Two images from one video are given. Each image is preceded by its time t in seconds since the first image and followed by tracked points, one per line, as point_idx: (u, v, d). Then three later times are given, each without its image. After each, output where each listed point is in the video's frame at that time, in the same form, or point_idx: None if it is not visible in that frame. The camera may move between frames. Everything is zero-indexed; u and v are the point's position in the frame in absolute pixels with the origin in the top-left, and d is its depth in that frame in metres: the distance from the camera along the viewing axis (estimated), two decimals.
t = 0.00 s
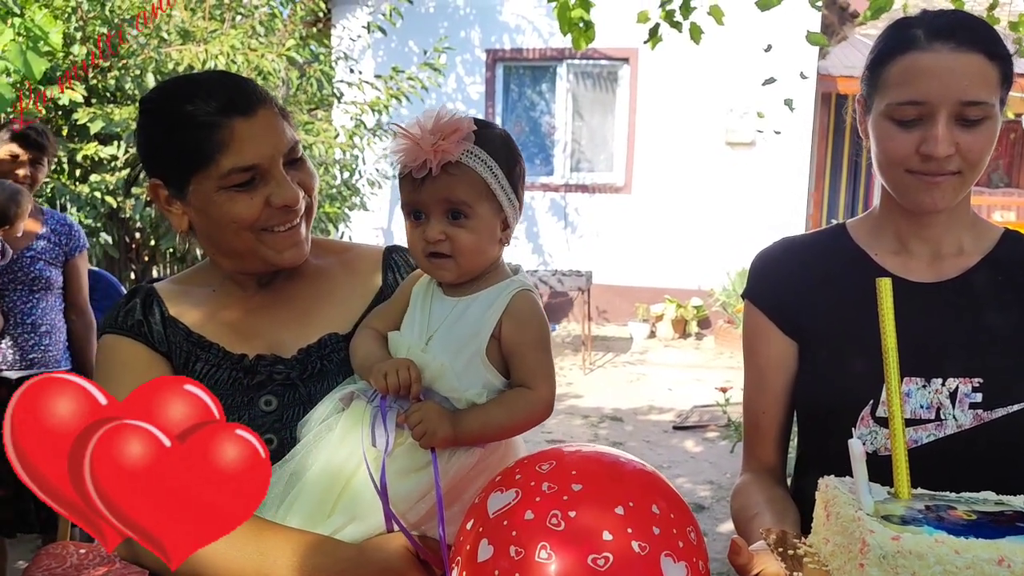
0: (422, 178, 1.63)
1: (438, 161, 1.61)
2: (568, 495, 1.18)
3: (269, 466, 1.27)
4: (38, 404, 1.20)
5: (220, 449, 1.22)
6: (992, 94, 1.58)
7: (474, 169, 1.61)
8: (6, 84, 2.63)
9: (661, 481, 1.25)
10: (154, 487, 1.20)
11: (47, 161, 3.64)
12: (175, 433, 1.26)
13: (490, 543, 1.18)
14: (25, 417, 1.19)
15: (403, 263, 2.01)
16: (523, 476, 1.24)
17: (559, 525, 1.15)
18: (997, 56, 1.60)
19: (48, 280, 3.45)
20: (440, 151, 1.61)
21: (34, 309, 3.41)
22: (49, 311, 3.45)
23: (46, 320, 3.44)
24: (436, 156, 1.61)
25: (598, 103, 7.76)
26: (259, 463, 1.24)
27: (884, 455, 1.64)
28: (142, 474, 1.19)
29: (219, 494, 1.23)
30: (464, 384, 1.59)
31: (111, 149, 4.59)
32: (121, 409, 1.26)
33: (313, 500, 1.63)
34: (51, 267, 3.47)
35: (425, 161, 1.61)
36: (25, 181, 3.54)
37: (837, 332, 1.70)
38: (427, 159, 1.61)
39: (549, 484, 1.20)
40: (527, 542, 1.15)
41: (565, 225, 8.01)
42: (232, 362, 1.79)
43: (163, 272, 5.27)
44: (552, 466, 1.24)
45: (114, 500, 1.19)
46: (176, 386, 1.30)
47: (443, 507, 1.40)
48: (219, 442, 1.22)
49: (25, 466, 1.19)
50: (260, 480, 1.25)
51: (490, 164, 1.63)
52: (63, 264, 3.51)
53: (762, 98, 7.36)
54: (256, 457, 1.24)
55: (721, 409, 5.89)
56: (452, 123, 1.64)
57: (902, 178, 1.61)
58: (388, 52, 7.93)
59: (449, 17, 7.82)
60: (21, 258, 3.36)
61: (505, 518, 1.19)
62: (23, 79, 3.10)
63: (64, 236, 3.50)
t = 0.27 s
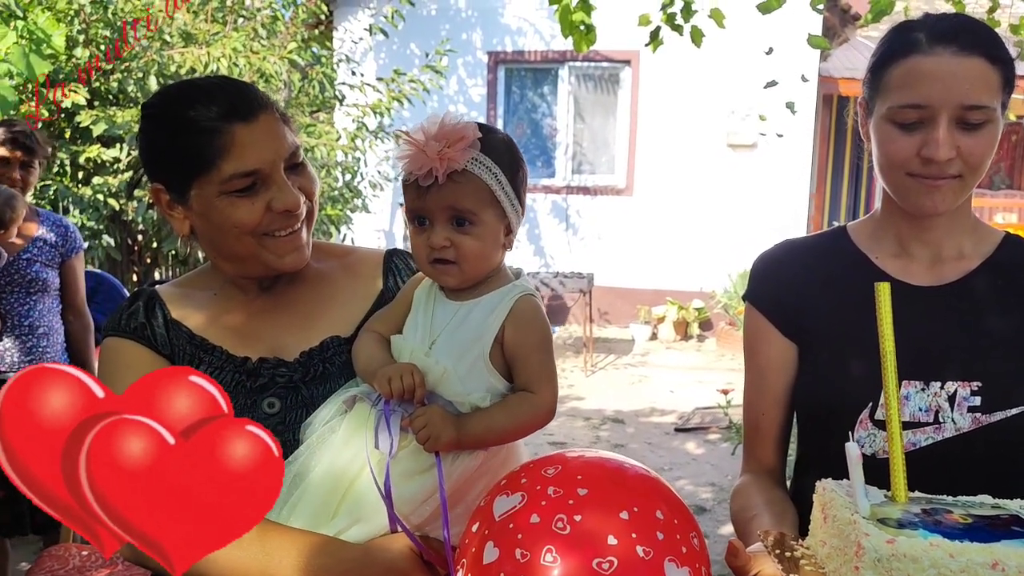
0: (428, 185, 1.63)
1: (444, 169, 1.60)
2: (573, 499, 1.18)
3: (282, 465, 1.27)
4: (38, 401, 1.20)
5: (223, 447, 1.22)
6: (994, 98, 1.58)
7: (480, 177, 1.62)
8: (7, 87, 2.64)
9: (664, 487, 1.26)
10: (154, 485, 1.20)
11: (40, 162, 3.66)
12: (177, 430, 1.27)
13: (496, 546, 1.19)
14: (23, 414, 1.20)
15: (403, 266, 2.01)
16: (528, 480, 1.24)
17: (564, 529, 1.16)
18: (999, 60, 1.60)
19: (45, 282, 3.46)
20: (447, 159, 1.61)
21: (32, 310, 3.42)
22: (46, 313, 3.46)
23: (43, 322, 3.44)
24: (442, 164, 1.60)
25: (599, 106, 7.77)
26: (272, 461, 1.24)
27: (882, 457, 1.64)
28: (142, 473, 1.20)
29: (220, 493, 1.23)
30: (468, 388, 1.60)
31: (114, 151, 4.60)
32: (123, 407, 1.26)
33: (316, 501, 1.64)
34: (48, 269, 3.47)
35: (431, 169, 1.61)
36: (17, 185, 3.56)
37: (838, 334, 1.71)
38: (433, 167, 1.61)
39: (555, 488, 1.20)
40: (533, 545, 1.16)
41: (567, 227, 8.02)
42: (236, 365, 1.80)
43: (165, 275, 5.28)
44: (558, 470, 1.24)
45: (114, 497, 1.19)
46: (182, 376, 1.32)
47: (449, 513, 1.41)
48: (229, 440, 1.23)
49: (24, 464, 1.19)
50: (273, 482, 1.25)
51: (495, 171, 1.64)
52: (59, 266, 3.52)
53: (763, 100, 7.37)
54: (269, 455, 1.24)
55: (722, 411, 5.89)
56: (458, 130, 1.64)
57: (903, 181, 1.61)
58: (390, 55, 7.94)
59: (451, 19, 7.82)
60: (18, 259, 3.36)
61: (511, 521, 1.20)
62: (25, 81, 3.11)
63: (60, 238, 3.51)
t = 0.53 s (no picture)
0: (432, 189, 1.63)
1: (447, 172, 1.61)
2: (578, 499, 1.19)
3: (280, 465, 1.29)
4: (39, 402, 1.21)
5: (222, 446, 1.23)
6: (993, 97, 1.58)
7: (482, 180, 1.63)
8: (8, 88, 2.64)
9: (666, 488, 1.26)
10: (154, 485, 1.21)
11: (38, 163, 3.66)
12: (176, 430, 1.27)
13: (500, 546, 1.19)
14: (24, 415, 1.20)
15: (404, 268, 2.01)
16: (533, 480, 1.24)
17: (569, 529, 1.16)
18: (999, 60, 1.61)
19: (44, 283, 3.46)
20: (450, 163, 1.61)
21: (30, 311, 3.42)
22: (45, 314, 3.47)
23: (42, 324, 3.45)
24: (445, 168, 1.61)
25: (600, 107, 7.77)
26: (269, 460, 1.25)
27: (879, 458, 1.65)
28: (142, 473, 1.20)
29: (220, 494, 1.23)
30: (470, 389, 1.61)
31: (115, 153, 4.61)
32: (123, 407, 1.27)
33: (320, 501, 1.63)
34: (47, 270, 3.48)
35: (434, 172, 1.61)
36: (15, 186, 3.56)
37: (836, 335, 1.71)
38: (436, 171, 1.61)
39: (559, 488, 1.21)
40: (537, 544, 1.16)
41: (567, 228, 8.02)
42: (238, 366, 1.80)
43: (166, 276, 5.29)
44: (562, 471, 1.24)
45: (114, 498, 1.20)
46: (180, 380, 1.33)
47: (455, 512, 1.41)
48: (228, 439, 1.23)
49: (24, 465, 1.20)
50: (269, 481, 1.25)
51: (496, 174, 1.65)
52: (58, 267, 3.53)
53: (764, 101, 7.38)
54: (265, 454, 1.25)
55: (723, 412, 5.89)
56: (460, 133, 1.64)
57: (902, 180, 1.61)
58: (391, 56, 7.95)
59: (452, 21, 7.82)
60: (17, 260, 3.37)
61: (516, 521, 1.20)
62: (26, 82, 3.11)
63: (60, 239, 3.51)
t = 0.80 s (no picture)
0: (430, 188, 1.63)
1: (445, 171, 1.61)
2: (579, 497, 1.18)
3: (269, 466, 1.29)
4: (39, 404, 1.20)
5: (216, 449, 1.23)
6: (991, 95, 1.58)
7: (479, 179, 1.63)
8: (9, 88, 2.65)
9: (666, 485, 1.26)
10: (154, 487, 1.20)
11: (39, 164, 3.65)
12: (174, 433, 1.27)
13: (503, 544, 1.18)
14: (27, 418, 1.20)
15: (404, 269, 2.01)
16: (533, 479, 1.24)
17: (571, 526, 1.16)
18: (997, 58, 1.60)
19: (44, 284, 3.46)
20: (447, 161, 1.61)
21: (30, 312, 3.42)
22: (45, 315, 3.46)
23: (42, 324, 3.44)
24: (443, 166, 1.61)
25: (600, 107, 7.77)
26: (257, 462, 1.25)
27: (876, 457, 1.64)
28: (141, 475, 1.20)
29: (217, 495, 1.23)
30: (471, 388, 1.60)
31: (115, 153, 4.60)
32: (121, 410, 1.26)
33: (319, 501, 1.63)
34: (47, 271, 3.47)
35: (432, 172, 1.61)
36: (16, 186, 3.55)
37: (835, 335, 1.71)
38: (434, 171, 1.61)
39: (560, 486, 1.20)
40: (539, 542, 1.15)
41: (567, 229, 8.02)
42: (239, 367, 1.79)
43: (166, 276, 5.28)
44: (563, 469, 1.24)
45: (115, 499, 1.19)
46: (176, 386, 1.31)
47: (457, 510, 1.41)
48: (219, 442, 1.23)
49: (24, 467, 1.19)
50: (261, 479, 1.26)
51: (494, 174, 1.65)
52: (59, 268, 3.52)
53: (764, 102, 7.39)
54: (256, 457, 1.25)
55: (723, 412, 5.89)
56: (458, 133, 1.64)
57: (900, 179, 1.61)
58: (391, 57, 7.95)
59: (452, 21, 7.82)
60: (17, 261, 3.36)
61: (518, 519, 1.20)
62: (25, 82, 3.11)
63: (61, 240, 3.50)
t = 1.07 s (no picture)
0: (427, 191, 1.63)
1: (442, 174, 1.62)
2: (579, 498, 1.19)
3: (269, 467, 1.29)
4: (39, 404, 1.21)
5: (216, 449, 1.23)
6: (992, 102, 1.59)
7: (476, 181, 1.63)
8: (9, 89, 2.66)
9: (665, 486, 1.26)
10: (153, 488, 1.21)
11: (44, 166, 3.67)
12: (175, 433, 1.27)
13: (502, 545, 1.19)
14: (28, 418, 1.20)
15: (404, 272, 2.02)
16: (533, 480, 1.25)
17: (570, 526, 1.16)
18: (998, 65, 1.61)
19: (47, 286, 3.46)
20: (444, 164, 1.62)
21: (32, 313, 3.42)
22: (47, 316, 3.47)
23: (44, 325, 3.45)
24: (440, 169, 1.62)
25: (599, 108, 7.77)
26: (257, 462, 1.25)
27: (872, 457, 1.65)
28: (141, 475, 1.20)
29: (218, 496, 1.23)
30: (470, 390, 1.61)
31: (115, 154, 4.61)
32: (122, 410, 1.27)
33: (320, 504, 1.63)
34: (51, 272, 3.48)
35: (429, 175, 1.62)
36: (21, 188, 3.56)
37: (832, 337, 1.71)
38: (431, 173, 1.62)
39: (560, 487, 1.21)
40: (539, 543, 1.16)
41: (566, 229, 8.02)
42: (240, 370, 1.80)
43: (166, 277, 5.29)
44: (562, 470, 1.25)
45: (115, 499, 1.20)
46: (177, 385, 1.32)
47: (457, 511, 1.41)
48: (220, 442, 1.24)
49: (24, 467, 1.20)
50: (260, 481, 1.26)
51: (491, 177, 1.65)
52: (63, 269, 3.53)
53: (763, 103, 7.40)
54: (256, 457, 1.24)
55: (723, 412, 5.90)
56: (455, 136, 1.65)
57: (899, 183, 1.62)
58: (390, 58, 7.95)
59: (451, 22, 7.83)
60: (20, 262, 3.37)
61: (517, 520, 1.20)
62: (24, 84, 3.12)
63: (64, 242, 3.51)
